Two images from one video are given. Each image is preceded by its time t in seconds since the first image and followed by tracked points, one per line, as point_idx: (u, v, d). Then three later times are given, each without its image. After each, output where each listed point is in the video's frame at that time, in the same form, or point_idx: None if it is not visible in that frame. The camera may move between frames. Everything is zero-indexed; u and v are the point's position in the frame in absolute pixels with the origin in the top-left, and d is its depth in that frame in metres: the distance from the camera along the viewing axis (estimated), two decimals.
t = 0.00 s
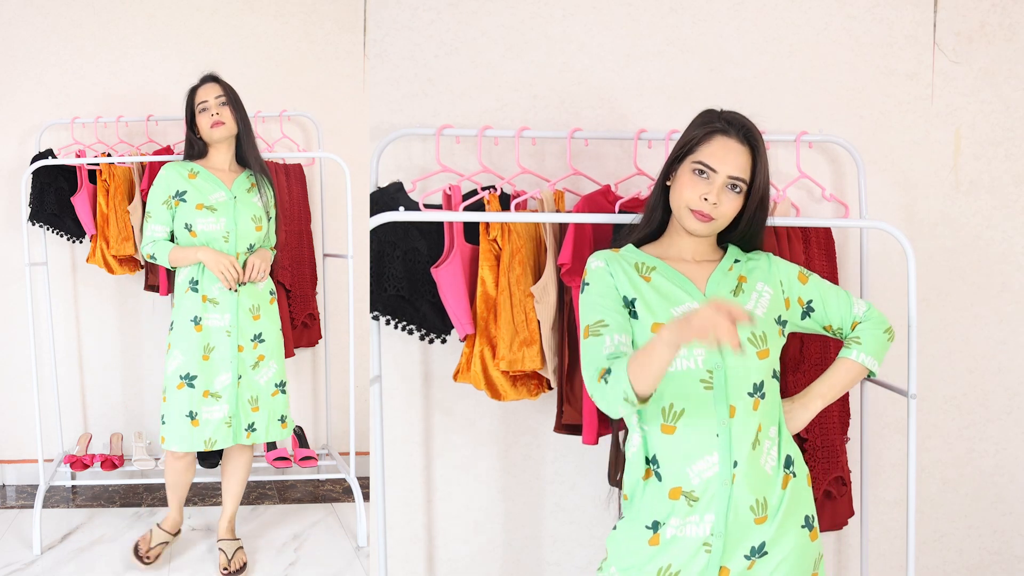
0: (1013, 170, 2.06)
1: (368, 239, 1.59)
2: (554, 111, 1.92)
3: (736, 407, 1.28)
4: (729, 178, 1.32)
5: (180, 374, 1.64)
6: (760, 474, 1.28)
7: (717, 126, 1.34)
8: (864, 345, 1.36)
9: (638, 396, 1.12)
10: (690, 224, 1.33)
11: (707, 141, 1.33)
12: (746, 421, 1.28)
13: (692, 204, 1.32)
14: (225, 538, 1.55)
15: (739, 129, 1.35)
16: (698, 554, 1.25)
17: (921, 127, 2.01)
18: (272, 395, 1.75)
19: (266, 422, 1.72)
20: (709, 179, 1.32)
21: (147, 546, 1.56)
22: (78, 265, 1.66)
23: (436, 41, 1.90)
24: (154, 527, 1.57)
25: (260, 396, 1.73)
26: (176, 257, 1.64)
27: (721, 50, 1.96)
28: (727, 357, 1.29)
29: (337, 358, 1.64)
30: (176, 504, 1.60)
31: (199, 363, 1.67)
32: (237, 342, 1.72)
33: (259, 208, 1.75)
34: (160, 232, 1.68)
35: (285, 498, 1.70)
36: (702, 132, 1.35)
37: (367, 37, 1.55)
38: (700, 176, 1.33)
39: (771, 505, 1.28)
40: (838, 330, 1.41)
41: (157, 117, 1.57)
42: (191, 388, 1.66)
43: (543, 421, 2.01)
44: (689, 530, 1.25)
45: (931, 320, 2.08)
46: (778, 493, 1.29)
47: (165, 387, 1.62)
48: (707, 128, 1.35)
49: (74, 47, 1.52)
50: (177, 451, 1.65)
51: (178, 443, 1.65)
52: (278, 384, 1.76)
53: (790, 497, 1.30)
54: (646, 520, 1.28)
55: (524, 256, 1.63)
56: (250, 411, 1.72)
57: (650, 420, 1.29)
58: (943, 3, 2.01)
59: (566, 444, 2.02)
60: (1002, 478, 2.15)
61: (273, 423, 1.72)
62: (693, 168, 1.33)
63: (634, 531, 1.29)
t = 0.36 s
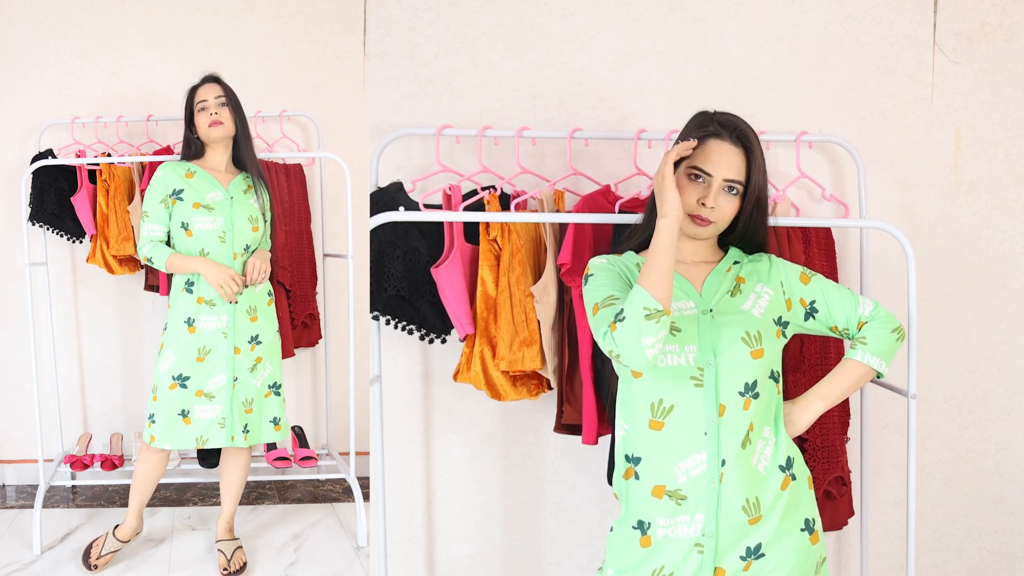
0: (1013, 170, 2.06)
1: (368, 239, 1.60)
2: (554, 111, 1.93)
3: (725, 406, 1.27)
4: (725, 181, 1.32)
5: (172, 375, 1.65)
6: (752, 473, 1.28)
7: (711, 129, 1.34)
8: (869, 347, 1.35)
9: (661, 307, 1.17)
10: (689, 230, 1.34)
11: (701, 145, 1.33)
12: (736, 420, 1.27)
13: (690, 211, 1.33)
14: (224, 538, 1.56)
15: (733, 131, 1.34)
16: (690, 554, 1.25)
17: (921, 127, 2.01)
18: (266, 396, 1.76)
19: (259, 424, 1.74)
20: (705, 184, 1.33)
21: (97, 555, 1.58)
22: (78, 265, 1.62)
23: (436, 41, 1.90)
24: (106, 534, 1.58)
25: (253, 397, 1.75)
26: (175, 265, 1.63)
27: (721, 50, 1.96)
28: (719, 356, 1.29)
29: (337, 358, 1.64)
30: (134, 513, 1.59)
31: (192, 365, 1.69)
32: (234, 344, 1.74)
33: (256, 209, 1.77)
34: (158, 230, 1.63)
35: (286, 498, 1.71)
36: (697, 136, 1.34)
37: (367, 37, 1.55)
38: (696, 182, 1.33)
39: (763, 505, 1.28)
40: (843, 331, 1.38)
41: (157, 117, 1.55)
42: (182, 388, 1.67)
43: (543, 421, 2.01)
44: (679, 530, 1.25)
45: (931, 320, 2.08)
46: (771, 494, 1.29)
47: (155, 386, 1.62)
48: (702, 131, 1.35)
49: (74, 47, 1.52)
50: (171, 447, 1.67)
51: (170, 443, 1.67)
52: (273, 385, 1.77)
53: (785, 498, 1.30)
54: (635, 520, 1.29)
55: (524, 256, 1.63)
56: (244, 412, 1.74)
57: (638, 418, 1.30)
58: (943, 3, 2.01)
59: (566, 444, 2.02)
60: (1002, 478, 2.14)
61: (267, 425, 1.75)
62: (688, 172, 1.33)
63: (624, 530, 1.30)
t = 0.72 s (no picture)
0: (1013, 170, 2.05)
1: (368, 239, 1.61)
2: (554, 111, 1.92)
3: (747, 407, 1.29)
4: (725, 185, 1.32)
5: (167, 375, 1.62)
6: (769, 471, 1.29)
7: (709, 134, 1.32)
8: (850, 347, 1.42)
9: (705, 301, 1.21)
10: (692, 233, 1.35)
11: (699, 150, 1.32)
12: (755, 421, 1.29)
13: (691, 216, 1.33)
14: (224, 538, 1.55)
15: (732, 134, 1.33)
16: (711, 553, 1.25)
17: (922, 127, 2.01)
18: (264, 399, 1.72)
19: (255, 426, 1.70)
20: (705, 188, 1.32)
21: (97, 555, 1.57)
22: (78, 265, 1.63)
23: (436, 41, 1.90)
24: (105, 535, 1.57)
25: (251, 399, 1.71)
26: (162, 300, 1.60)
27: (721, 50, 1.96)
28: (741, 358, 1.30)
29: (337, 358, 1.63)
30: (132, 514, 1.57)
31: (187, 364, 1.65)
32: (227, 345, 1.70)
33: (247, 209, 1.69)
34: (158, 239, 1.60)
35: (285, 498, 1.67)
36: (694, 140, 1.33)
37: (367, 37, 1.55)
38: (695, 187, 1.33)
39: (780, 501, 1.30)
40: (822, 333, 1.46)
41: (157, 117, 1.54)
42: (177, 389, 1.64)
43: (543, 421, 2.01)
44: (702, 530, 1.25)
45: (931, 320, 2.08)
46: (786, 490, 1.31)
47: (150, 387, 1.61)
48: (699, 136, 1.33)
49: (74, 47, 1.52)
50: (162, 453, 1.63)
51: (161, 444, 1.63)
52: (271, 388, 1.73)
53: (797, 493, 1.32)
54: (656, 522, 1.26)
55: (524, 256, 1.63)
56: (240, 414, 1.70)
57: (662, 421, 1.27)
58: (943, 3, 2.01)
59: (566, 444, 2.02)
60: (1002, 478, 2.15)
61: (263, 428, 1.71)
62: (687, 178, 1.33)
63: (645, 533, 1.27)
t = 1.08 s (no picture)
0: (1013, 170, 2.05)
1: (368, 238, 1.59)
2: (554, 111, 1.92)
3: (744, 406, 1.29)
4: (735, 177, 1.32)
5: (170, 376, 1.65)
6: (768, 470, 1.29)
7: (715, 127, 1.33)
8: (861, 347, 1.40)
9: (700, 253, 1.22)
10: (704, 227, 1.34)
11: (707, 143, 1.32)
12: (754, 420, 1.29)
13: (703, 209, 1.32)
14: (224, 538, 1.55)
15: (737, 126, 1.34)
16: (710, 553, 1.24)
17: (922, 127, 2.01)
18: (262, 396, 1.72)
19: (252, 424, 1.71)
20: (715, 181, 1.32)
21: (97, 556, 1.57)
22: (78, 265, 1.63)
23: (436, 41, 1.90)
24: (106, 534, 1.57)
25: (249, 397, 1.72)
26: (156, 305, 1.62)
27: (721, 50, 1.96)
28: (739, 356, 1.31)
29: (337, 358, 1.63)
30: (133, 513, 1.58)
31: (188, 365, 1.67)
32: (231, 344, 1.71)
33: (248, 208, 1.72)
34: (157, 240, 1.63)
35: (285, 498, 1.66)
36: (701, 134, 1.33)
37: (367, 37, 1.55)
38: (705, 181, 1.32)
39: (778, 501, 1.29)
40: (834, 329, 1.44)
41: (157, 117, 1.54)
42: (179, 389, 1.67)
43: (543, 421, 2.01)
44: (700, 528, 1.25)
45: (931, 320, 2.08)
46: (784, 490, 1.30)
47: (153, 388, 1.64)
48: (705, 130, 1.34)
49: (74, 47, 1.52)
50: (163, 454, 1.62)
51: (165, 445, 1.64)
52: (271, 385, 1.73)
53: (796, 494, 1.31)
54: (653, 518, 1.26)
55: (524, 256, 1.63)
56: (239, 411, 1.71)
57: (661, 417, 1.28)
58: (943, 3, 2.01)
59: (566, 444, 2.02)
60: (1002, 478, 2.15)
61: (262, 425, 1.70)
62: (698, 171, 1.32)
63: (641, 527, 1.27)
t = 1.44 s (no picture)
0: (1013, 170, 2.05)
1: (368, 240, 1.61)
2: (554, 111, 1.92)
3: (734, 409, 1.26)
4: (744, 156, 1.30)
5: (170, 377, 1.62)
6: (757, 475, 1.26)
7: (722, 108, 1.33)
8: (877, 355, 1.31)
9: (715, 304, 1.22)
10: (715, 209, 1.30)
11: (715, 123, 1.32)
12: (744, 423, 1.26)
13: (713, 189, 1.30)
14: (224, 538, 1.54)
15: (744, 107, 1.33)
16: (696, 555, 1.24)
17: (922, 127, 2.01)
18: (263, 399, 1.72)
19: (252, 427, 1.72)
20: (725, 161, 1.30)
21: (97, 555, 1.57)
22: (78, 264, 1.64)
23: (436, 41, 1.90)
24: (106, 533, 1.57)
25: (249, 400, 1.71)
26: (154, 313, 1.58)
27: (721, 50, 1.96)
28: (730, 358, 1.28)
29: (337, 358, 1.63)
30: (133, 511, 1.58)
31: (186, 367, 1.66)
32: (228, 346, 1.70)
33: (237, 206, 1.71)
34: (152, 246, 1.61)
35: (285, 498, 1.71)
36: (708, 116, 1.33)
37: (367, 37, 1.55)
38: (715, 161, 1.30)
39: (768, 505, 1.27)
40: (854, 329, 1.34)
41: (157, 117, 1.55)
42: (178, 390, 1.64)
43: (543, 421, 2.01)
44: (687, 529, 1.24)
45: (931, 320, 2.08)
46: (776, 494, 1.27)
47: (155, 388, 1.61)
48: (712, 112, 1.33)
49: (74, 46, 1.52)
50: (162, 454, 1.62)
51: (164, 446, 1.62)
52: (271, 388, 1.73)
53: (787, 498, 1.29)
54: (641, 514, 1.28)
55: (524, 256, 1.63)
56: (238, 414, 1.72)
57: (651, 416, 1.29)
58: (943, 3, 2.01)
59: (566, 444, 2.02)
60: (1002, 478, 2.15)
61: (263, 428, 1.72)
62: (706, 151, 1.31)
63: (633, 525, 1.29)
